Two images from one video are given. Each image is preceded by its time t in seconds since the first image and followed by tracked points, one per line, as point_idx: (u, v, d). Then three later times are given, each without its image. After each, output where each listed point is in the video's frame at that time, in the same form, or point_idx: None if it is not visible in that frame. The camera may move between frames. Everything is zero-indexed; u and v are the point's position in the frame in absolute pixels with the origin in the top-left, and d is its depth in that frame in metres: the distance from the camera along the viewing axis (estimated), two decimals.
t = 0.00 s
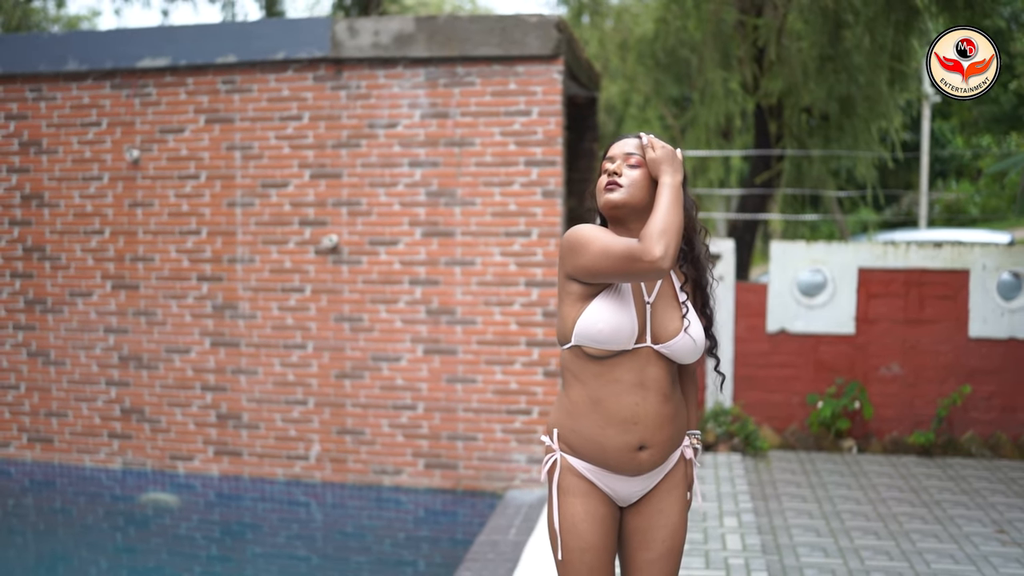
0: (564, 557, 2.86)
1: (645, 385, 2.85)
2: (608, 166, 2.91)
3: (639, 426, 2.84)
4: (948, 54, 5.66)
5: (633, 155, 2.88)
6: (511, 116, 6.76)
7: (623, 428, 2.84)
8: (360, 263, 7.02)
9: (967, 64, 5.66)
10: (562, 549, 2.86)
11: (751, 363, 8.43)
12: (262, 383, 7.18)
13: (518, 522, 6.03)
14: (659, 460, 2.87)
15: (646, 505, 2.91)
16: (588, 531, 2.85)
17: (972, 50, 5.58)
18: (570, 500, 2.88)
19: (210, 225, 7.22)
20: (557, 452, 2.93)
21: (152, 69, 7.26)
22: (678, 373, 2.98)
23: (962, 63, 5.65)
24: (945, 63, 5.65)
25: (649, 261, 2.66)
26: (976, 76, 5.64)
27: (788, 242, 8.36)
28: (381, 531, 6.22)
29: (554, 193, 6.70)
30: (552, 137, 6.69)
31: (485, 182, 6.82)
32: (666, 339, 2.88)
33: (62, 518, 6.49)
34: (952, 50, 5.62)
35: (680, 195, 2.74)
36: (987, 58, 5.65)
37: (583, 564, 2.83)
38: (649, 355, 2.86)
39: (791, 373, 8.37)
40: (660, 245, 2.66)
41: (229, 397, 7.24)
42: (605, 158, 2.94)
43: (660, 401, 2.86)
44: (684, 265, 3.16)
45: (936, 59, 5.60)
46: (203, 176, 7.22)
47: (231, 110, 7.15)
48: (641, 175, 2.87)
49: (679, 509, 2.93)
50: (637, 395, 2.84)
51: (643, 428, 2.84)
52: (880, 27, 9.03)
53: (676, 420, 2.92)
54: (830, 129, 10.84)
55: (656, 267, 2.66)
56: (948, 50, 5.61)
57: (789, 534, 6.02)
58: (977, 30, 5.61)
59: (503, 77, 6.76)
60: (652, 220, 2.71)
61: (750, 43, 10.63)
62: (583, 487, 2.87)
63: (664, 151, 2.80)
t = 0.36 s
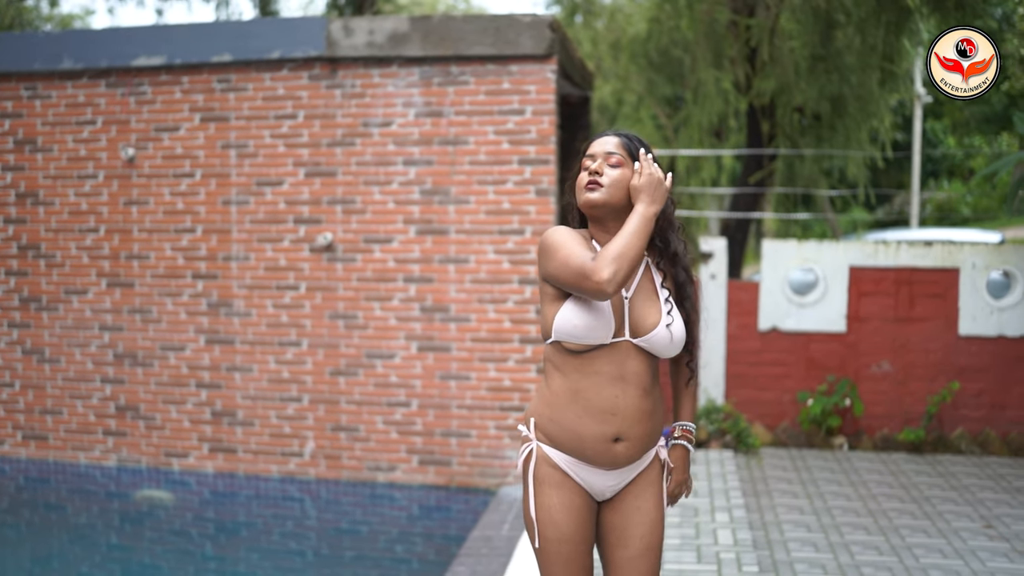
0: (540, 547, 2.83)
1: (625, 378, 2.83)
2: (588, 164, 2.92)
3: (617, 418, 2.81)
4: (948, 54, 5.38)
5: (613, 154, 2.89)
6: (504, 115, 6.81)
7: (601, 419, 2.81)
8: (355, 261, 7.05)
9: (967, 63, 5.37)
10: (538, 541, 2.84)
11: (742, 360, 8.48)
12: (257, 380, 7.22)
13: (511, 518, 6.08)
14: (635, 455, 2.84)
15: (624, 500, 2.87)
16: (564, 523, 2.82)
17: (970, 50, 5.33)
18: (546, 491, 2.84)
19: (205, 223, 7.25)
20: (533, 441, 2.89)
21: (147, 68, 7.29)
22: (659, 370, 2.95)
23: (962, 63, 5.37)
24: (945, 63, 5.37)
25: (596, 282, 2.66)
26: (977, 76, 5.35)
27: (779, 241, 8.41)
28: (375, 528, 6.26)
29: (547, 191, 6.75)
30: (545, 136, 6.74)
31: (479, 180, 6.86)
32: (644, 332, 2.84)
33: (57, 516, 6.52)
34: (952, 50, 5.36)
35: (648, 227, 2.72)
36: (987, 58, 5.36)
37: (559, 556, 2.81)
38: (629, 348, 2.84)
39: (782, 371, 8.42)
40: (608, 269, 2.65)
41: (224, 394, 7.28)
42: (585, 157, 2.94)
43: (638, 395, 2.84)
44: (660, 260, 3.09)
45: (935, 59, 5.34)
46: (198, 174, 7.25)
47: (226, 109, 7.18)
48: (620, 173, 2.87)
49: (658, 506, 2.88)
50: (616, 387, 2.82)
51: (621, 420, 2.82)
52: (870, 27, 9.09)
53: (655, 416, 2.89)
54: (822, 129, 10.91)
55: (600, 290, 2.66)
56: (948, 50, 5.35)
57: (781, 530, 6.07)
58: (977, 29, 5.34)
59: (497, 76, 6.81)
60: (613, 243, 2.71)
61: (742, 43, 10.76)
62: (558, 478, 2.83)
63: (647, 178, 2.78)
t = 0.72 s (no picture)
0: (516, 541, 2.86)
1: (601, 378, 2.82)
2: (565, 171, 2.88)
3: (589, 417, 2.81)
4: (947, 53, 5.19)
5: (591, 162, 2.87)
6: (493, 114, 6.83)
7: (573, 417, 2.82)
8: (344, 260, 7.07)
9: (966, 63, 5.17)
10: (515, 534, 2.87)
11: (728, 358, 8.53)
12: (246, 379, 7.23)
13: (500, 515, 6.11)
14: (607, 456, 2.82)
15: (599, 502, 2.87)
16: (539, 516, 2.84)
17: (971, 50, 5.14)
18: (521, 484, 2.87)
19: (194, 222, 7.26)
20: (511, 433, 2.93)
21: (136, 67, 7.29)
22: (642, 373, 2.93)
23: (962, 62, 5.16)
24: (945, 63, 5.19)
25: (532, 293, 2.69)
26: (977, 76, 5.15)
27: (765, 240, 8.46)
28: (363, 526, 6.28)
29: (535, 189, 6.78)
30: (533, 134, 6.77)
31: (468, 179, 6.89)
32: (616, 333, 2.82)
33: (45, 515, 6.50)
34: (952, 49, 5.17)
35: (603, 254, 2.68)
36: (987, 58, 5.16)
37: (536, 550, 2.83)
38: (605, 350, 2.83)
39: (769, 369, 8.47)
40: (545, 287, 2.66)
41: (213, 393, 7.29)
42: (562, 163, 2.91)
43: (614, 396, 2.82)
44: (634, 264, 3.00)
45: (936, 59, 5.15)
46: (187, 173, 7.25)
47: (215, 107, 7.19)
48: (598, 181, 2.86)
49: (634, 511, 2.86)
50: (590, 385, 2.81)
51: (593, 419, 2.82)
52: (856, 28, 9.11)
53: (632, 419, 2.87)
54: (808, 127, 10.97)
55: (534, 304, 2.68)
56: (948, 50, 5.16)
57: (768, 526, 6.12)
58: (977, 29, 5.16)
59: (486, 75, 6.83)
60: (564, 260, 2.70)
61: (728, 43, 10.77)
62: (531, 471, 2.86)
63: (615, 204, 2.72)
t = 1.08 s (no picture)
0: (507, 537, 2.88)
1: (581, 380, 2.84)
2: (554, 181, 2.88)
3: (569, 418, 2.84)
4: (948, 53, 5.31)
5: (581, 170, 2.88)
6: (483, 115, 6.86)
7: (554, 418, 2.86)
8: (334, 259, 7.08)
9: (967, 63, 5.31)
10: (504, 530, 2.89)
11: (716, 358, 8.57)
12: (236, 378, 7.23)
13: (490, 514, 6.13)
14: (589, 457, 2.83)
15: (592, 504, 2.90)
16: (530, 513, 2.87)
17: (971, 50, 5.27)
18: (512, 481, 2.91)
19: (184, 221, 7.26)
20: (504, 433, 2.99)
21: (126, 66, 7.28)
22: (629, 373, 2.93)
23: (962, 62, 5.30)
24: (946, 63, 5.31)
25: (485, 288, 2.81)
26: (977, 76, 5.29)
27: (753, 240, 8.49)
28: (354, 525, 6.29)
29: (525, 190, 6.82)
30: (523, 135, 6.81)
31: (458, 179, 6.91)
32: (591, 335, 2.83)
33: (34, 516, 6.49)
34: (952, 49, 5.29)
35: (560, 272, 2.71)
36: (987, 58, 5.29)
37: (525, 546, 2.84)
38: (585, 351, 2.85)
39: (756, 368, 8.52)
40: (495, 286, 2.77)
41: (203, 392, 7.29)
42: (550, 171, 2.91)
43: (593, 397, 2.84)
44: (616, 264, 2.96)
45: (935, 59, 5.28)
46: (177, 173, 7.25)
47: (205, 107, 7.19)
48: (588, 189, 2.87)
49: (628, 515, 2.88)
50: (569, 387, 2.84)
51: (574, 421, 2.84)
52: (842, 30, 9.20)
53: (617, 420, 2.88)
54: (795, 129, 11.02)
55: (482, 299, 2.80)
56: (948, 49, 5.28)
57: (756, 524, 6.16)
58: (976, 29, 5.28)
59: (476, 76, 6.86)
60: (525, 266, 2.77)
61: (716, 44, 10.84)
62: (522, 468, 2.90)
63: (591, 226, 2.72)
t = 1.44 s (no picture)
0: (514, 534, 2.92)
1: (571, 379, 2.90)
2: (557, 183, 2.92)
3: (562, 417, 2.90)
4: (947, 53, 5.41)
5: (580, 172, 2.92)
6: (473, 116, 6.90)
7: (549, 418, 2.92)
8: (325, 260, 7.11)
9: (967, 63, 5.41)
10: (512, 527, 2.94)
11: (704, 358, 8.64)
12: (228, 379, 7.25)
13: (481, 513, 6.17)
14: (587, 453, 2.88)
15: (599, 499, 2.93)
16: (536, 510, 2.91)
17: (972, 50, 5.35)
18: (519, 480, 2.96)
19: (175, 222, 7.27)
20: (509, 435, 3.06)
21: (116, 67, 7.29)
22: (621, 367, 2.96)
23: (962, 63, 5.41)
24: (946, 63, 5.42)
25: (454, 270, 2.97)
26: (977, 76, 5.41)
27: (740, 240, 8.56)
28: (346, 525, 6.32)
29: (515, 191, 6.86)
30: (513, 137, 6.85)
31: (448, 180, 6.95)
32: (577, 334, 2.89)
33: (25, 517, 6.49)
34: (952, 49, 5.38)
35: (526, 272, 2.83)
36: (987, 58, 5.39)
37: (531, 543, 2.88)
38: (572, 349, 2.90)
39: (744, 367, 8.59)
40: (463, 272, 2.92)
41: (194, 393, 7.30)
42: (549, 173, 2.95)
43: (584, 395, 2.90)
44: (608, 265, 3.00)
45: (936, 59, 5.38)
46: (168, 174, 7.26)
47: (196, 109, 7.20)
48: (587, 190, 2.92)
49: (635, 508, 2.90)
50: (559, 387, 2.90)
51: (567, 419, 2.90)
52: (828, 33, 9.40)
53: (612, 415, 2.92)
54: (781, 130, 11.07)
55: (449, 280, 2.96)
56: (949, 50, 5.37)
57: (744, 522, 6.23)
58: (976, 29, 5.36)
59: (466, 78, 6.90)
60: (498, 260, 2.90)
61: (702, 46, 10.84)
62: (528, 467, 2.96)
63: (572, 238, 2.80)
